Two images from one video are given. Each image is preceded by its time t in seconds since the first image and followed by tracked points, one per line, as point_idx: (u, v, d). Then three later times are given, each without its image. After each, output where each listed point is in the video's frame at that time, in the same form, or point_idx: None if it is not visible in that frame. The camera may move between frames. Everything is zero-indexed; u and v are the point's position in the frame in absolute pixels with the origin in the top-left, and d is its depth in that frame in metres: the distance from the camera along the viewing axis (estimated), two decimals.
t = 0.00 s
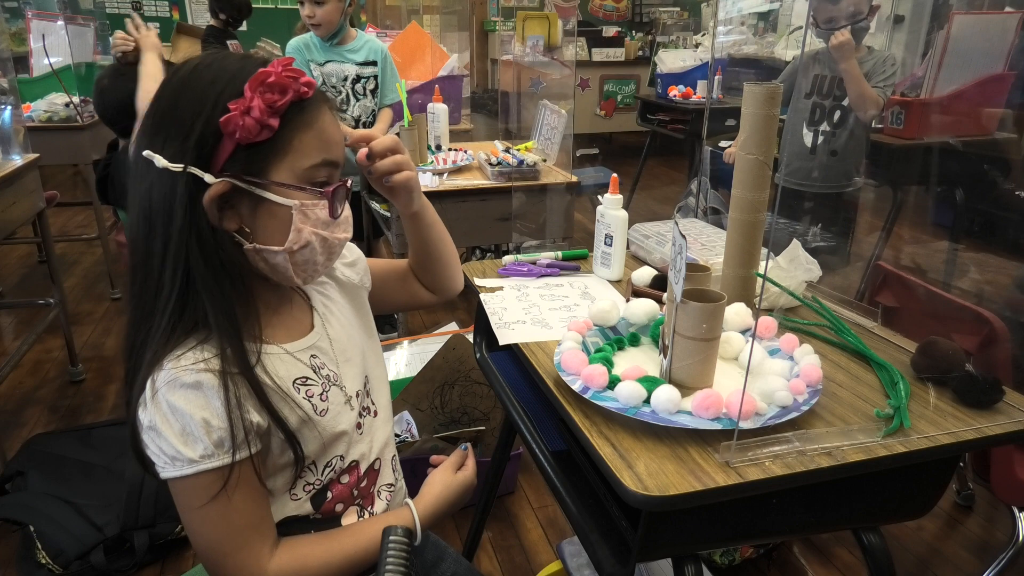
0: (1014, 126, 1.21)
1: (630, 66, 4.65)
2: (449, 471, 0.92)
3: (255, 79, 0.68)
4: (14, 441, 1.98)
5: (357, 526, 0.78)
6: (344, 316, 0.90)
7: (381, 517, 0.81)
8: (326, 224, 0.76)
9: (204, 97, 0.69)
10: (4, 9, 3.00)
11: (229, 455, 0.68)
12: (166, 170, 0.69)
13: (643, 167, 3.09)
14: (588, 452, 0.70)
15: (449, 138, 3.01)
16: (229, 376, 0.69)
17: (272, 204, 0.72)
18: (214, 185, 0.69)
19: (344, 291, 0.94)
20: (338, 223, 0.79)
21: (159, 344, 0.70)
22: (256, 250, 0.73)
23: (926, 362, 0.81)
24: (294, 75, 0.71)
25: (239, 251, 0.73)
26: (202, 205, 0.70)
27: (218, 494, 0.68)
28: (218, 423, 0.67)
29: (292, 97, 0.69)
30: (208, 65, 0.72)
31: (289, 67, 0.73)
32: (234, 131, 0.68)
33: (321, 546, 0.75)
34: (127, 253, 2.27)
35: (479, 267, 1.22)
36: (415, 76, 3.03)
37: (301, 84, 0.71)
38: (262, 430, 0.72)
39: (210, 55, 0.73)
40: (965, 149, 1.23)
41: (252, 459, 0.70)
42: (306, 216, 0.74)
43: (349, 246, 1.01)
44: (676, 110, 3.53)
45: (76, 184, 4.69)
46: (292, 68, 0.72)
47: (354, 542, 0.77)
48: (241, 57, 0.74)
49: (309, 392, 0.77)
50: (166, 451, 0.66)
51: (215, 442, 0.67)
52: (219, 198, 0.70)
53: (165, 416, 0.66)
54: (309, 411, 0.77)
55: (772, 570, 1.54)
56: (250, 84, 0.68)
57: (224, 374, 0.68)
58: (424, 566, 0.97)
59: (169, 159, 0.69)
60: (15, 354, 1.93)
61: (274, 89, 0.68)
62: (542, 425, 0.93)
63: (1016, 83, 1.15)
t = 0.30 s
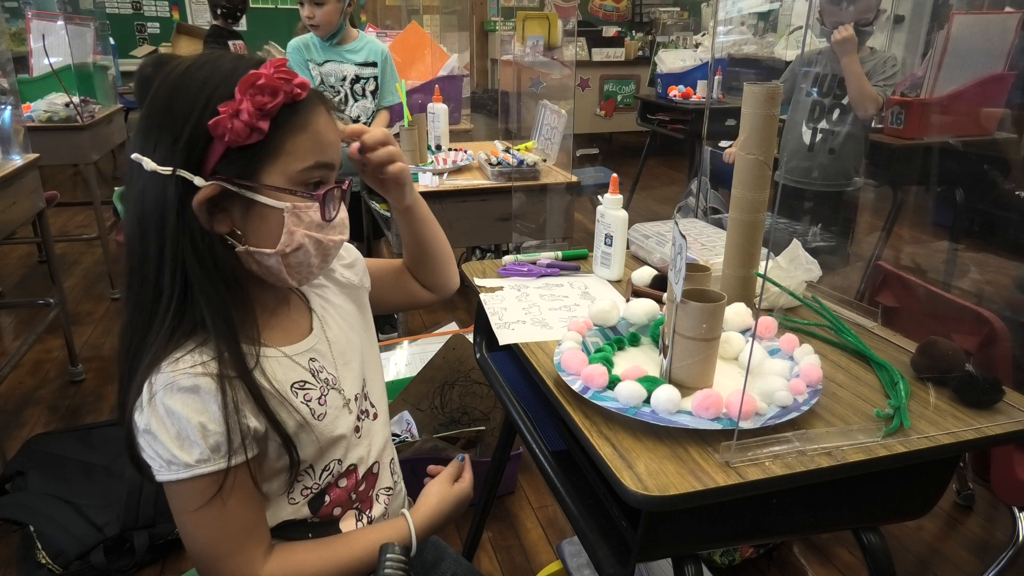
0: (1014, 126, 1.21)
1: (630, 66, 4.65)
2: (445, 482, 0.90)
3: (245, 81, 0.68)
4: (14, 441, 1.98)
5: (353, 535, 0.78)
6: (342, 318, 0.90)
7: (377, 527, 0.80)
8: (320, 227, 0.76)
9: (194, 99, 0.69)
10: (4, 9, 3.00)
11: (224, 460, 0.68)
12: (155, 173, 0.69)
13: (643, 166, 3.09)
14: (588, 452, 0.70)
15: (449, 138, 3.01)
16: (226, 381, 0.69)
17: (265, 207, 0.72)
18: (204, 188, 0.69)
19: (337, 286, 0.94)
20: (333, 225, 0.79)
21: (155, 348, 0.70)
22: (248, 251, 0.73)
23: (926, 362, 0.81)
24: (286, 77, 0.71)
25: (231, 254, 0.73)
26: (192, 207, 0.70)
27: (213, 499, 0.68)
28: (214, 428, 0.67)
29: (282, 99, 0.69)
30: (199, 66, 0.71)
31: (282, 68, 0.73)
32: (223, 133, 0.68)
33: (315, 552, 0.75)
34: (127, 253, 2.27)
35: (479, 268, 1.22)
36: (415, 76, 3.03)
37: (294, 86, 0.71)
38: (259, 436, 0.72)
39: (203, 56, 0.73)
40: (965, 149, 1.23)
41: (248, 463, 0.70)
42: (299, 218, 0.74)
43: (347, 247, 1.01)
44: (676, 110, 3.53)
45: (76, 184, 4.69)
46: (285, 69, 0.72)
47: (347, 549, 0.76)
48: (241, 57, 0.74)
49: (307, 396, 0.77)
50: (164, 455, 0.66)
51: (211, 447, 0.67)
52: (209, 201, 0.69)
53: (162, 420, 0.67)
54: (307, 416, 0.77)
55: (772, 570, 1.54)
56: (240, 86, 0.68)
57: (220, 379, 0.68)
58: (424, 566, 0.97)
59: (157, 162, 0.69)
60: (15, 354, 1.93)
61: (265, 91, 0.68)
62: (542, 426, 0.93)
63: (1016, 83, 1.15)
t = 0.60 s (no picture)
0: (1014, 126, 1.21)
1: (630, 66, 4.65)
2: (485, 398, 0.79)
3: (219, 81, 0.66)
4: (14, 441, 1.98)
5: (391, 477, 0.75)
6: (345, 317, 0.90)
7: (410, 464, 0.75)
8: (316, 221, 0.77)
9: (171, 106, 0.68)
10: (4, 8, 2.99)
11: (254, 439, 0.68)
12: (143, 188, 0.70)
13: (643, 166, 3.09)
14: (588, 452, 0.70)
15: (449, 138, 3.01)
16: (242, 368, 0.69)
17: (259, 208, 0.72)
18: (195, 197, 0.69)
19: (335, 281, 0.94)
20: (329, 217, 0.79)
21: (155, 353, 0.70)
22: (249, 255, 0.74)
23: (926, 361, 0.81)
24: (261, 70, 0.69)
25: (231, 259, 0.74)
26: (186, 218, 0.70)
27: (247, 481, 0.68)
28: (236, 410, 0.67)
29: (259, 95, 0.68)
30: (174, 69, 0.70)
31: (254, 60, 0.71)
32: (205, 139, 0.67)
33: (363, 508, 0.72)
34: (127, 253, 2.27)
35: (479, 268, 1.22)
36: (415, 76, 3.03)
37: (269, 79, 0.69)
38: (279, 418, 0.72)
39: (177, 58, 0.72)
40: (966, 149, 1.23)
41: (276, 443, 0.70)
42: (295, 216, 0.74)
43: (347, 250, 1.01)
44: (676, 110, 3.41)
45: (76, 184, 4.68)
46: (257, 62, 0.70)
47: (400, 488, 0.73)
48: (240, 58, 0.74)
49: (313, 389, 0.77)
50: (188, 443, 0.66)
51: (237, 429, 0.67)
52: (202, 209, 0.70)
53: (181, 410, 0.66)
54: (314, 409, 0.76)
55: (772, 570, 1.54)
56: (214, 86, 0.66)
57: (236, 366, 0.68)
58: (423, 566, 0.97)
59: (145, 176, 0.70)
60: (15, 354, 1.93)
61: (240, 90, 0.67)
62: (542, 426, 0.93)
63: (1016, 83, 1.15)
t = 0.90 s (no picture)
0: (1014, 126, 1.23)
1: (630, 66, 4.65)
2: (509, 359, 0.83)
3: (204, 90, 0.66)
4: (14, 441, 1.98)
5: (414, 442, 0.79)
6: (345, 317, 0.91)
7: (433, 424, 0.80)
8: (311, 221, 0.77)
9: (157, 117, 0.68)
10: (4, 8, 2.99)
11: (274, 422, 0.69)
12: (135, 203, 0.70)
13: (643, 166, 3.09)
14: (589, 452, 0.70)
15: (449, 138, 3.01)
16: (254, 357, 0.70)
17: (253, 213, 0.72)
18: (188, 208, 0.70)
19: (330, 282, 0.96)
20: (326, 216, 0.79)
21: (158, 356, 0.70)
22: (247, 259, 0.74)
23: (926, 362, 0.81)
24: (245, 75, 0.68)
25: (231, 264, 0.74)
26: (180, 227, 0.71)
27: (272, 465, 0.69)
28: (253, 397, 0.69)
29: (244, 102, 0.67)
30: (156, 76, 0.70)
31: (238, 64, 0.70)
32: (194, 151, 0.67)
33: (391, 473, 0.76)
34: (128, 253, 2.27)
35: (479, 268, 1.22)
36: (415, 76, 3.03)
37: (255, 82, 0.69)
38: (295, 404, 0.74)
39: (160, 64, 0.71)
40: (965, 150, 1.23)
41: (295, 425, 0.72)
42: (290, 218, 0.74)
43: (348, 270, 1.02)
44: (676, 110, 3.44)
45: (76, 184, 4.68)
46: (241, 66, 0.70)
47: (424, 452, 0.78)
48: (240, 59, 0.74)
49: (322, 382, 0.78)
50: (209, 433, 0.67)
51: (256, 414, 0.69)
52: (197, 218, 0.71)
53: (197, 404, 0.68)
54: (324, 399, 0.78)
55: (772, 570, 1.54)
56: (199, 96, 0.66)
57: (248, 355, 0.70)
58: (424, 566, 0.97)
59: (136, 191, 0.70)
60: (15, 354, 1.93)
61: (225, 98, 0.66)
62: (542, 426, 0.93)
63: (1016, 84, 1.15)
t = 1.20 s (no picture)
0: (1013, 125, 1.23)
1: (630, 66, 4.65)
2: (516, 354, 0.83)
3: (211, 94, 0.66)
4: (14, 441, 1.98)
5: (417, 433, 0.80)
6: (345, 319, 0.91)
7: (434, 417, 0.80)
8: (314, 227, 0.76)
9: (166, 117, 0.69)
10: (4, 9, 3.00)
11: (277, 414, 0.70)
12: (140, 203, 0.70)
13: (643, 166, 3.09)
14: (589, 452, 0.70)
15: (449, 138, 3.01)
16: (256, 351, 0.71)
17: (256, 217, 0.72)
18: (193, 209, 0.70)
19: (328, 284, 0.96)
20: (326, 222, 0.78)
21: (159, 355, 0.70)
22: (248, 260, 0.74)
23: (926, 362, 0.81)
24: (253, 80, 0.68)
25: (233, 265, 0.74)
26: (184, 228, 0.71)
27: (276, 458, 0.70)
28: (256, 390, 0.69)
29: (251, 106, 0.67)
30: (164, 77, 0.70)
31: (246, 68, 0.70)
32: (200, 154, 0.68)
33: (396, 463, 0.77)
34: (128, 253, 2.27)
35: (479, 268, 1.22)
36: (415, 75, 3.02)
37: (262, 87, 0.69)
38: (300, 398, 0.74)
39: (170, 63, 0.71)
40: (966, 149, 1.23)
41: (298, 418, 0.72)
42: (292, 222, 0.74)
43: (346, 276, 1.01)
44: (676, 110, 3.46)
45: (76, 184, 4.68)
46: (248, 70, 0.69)
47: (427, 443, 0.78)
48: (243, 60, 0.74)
49: (323, 377, 0.79)
50: (213, 427, 0.67)
51: (259, 408, 0.69)
52: (201, 220, 0.71)
53: (201, 399, 0.68)
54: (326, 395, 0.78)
55: (772, 570, 1.54)
56: (206, 99, 0.66)
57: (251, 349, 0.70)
58: (424, 566, 0.97)
59: (141, 191, 0.70)
60: (15, 354, 1.93)
61: (232, 103, 0.66)
62: (542, 425, 0.93)
63: (1015, 83, 1.16)
